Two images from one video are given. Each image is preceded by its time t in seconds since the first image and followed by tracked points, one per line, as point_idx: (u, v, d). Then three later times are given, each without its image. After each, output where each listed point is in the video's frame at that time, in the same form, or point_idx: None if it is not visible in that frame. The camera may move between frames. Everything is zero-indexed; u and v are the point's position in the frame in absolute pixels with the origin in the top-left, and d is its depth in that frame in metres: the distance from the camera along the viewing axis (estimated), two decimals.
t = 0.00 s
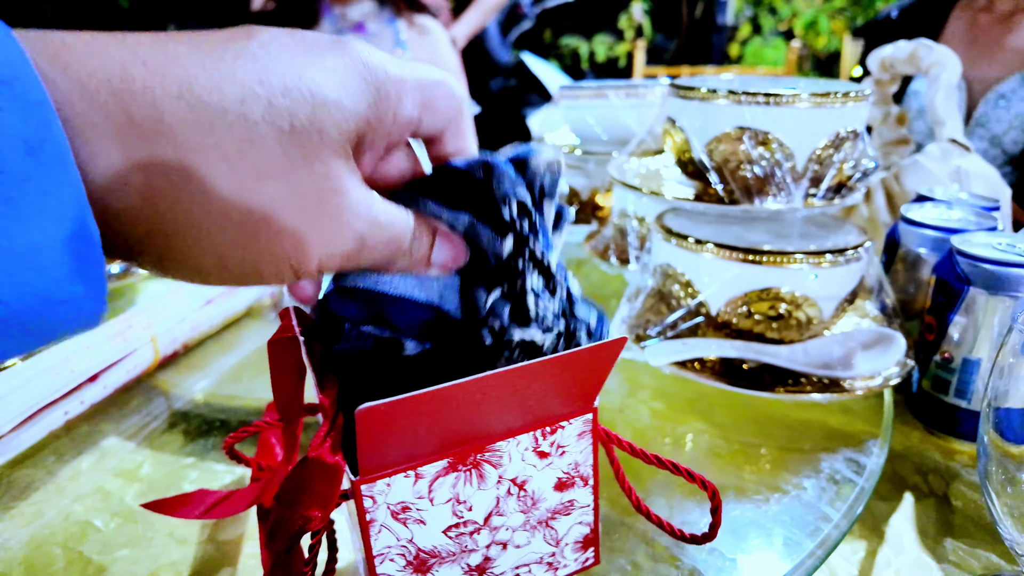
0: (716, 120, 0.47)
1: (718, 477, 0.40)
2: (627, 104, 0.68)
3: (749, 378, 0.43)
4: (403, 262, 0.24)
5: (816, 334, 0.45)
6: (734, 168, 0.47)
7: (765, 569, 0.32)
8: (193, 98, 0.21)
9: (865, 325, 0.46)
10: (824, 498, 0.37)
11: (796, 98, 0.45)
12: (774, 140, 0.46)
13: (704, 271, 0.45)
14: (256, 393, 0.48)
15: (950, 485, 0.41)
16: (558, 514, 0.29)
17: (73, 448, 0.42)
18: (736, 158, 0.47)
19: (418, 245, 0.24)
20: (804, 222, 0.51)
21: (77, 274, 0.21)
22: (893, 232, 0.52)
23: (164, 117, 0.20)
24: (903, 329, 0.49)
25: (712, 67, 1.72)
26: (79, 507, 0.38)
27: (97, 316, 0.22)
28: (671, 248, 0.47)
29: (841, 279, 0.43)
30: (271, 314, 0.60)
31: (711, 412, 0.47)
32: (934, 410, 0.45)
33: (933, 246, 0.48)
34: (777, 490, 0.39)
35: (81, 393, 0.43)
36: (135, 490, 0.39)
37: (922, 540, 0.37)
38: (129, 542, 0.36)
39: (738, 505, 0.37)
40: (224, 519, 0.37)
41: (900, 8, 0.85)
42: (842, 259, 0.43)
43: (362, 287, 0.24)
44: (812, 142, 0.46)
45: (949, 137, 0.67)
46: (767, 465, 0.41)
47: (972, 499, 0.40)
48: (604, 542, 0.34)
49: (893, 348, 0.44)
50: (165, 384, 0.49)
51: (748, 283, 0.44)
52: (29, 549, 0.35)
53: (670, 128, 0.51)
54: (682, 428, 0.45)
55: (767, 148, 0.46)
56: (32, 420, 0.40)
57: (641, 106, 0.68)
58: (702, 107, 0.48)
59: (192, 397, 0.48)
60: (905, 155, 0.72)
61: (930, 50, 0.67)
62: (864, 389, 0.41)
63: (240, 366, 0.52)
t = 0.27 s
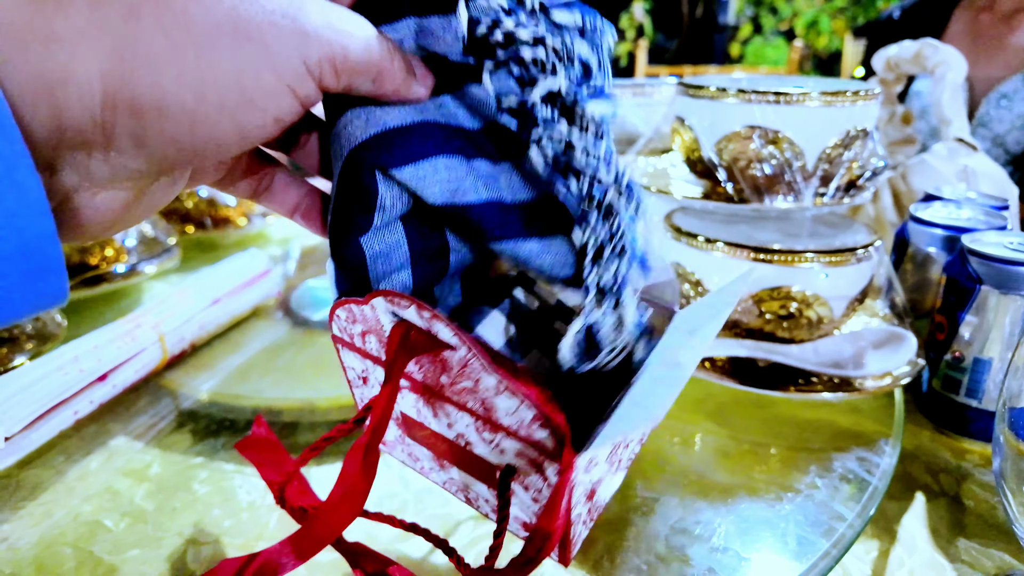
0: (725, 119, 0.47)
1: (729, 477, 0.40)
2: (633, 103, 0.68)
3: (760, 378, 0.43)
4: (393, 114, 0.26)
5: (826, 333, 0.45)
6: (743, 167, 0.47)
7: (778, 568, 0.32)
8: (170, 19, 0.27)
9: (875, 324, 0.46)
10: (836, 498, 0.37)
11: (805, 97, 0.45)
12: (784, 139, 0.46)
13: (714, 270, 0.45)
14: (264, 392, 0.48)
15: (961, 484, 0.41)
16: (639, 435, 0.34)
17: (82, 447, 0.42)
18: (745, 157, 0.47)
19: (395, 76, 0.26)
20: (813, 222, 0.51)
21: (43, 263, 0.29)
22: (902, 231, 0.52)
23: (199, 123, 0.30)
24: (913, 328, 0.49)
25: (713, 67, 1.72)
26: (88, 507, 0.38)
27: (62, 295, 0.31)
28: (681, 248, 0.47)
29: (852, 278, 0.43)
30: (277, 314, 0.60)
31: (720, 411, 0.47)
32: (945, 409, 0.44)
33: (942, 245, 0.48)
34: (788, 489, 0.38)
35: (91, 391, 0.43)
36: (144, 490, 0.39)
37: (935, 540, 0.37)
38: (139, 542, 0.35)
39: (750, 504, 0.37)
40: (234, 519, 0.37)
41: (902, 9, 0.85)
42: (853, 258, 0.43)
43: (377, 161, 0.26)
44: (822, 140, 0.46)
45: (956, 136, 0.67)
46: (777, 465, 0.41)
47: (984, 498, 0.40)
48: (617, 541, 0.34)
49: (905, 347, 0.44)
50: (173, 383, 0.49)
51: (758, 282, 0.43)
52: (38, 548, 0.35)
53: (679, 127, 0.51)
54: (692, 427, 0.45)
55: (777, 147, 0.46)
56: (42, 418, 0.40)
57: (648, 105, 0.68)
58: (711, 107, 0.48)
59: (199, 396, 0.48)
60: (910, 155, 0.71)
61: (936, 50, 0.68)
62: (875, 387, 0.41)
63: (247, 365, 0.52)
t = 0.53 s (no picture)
0: (727, 117, 0.47)
1: (730, 473, 0.40)
2: (634, 102, 0.68)
3: (760, 375, 0.43)
4: (359, 75, 0.29)
5: (826, 331, 0.45)
6: (744, 166, 0.47)
7: (779, 564, 0.32)
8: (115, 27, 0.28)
9: (874, 322, 0.47)
10: (837, 495, 0.37)
11: (806, 96, 0.45)
12: (784, 137, 0.46)
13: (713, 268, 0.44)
14: (266, 390, 0.48)
15: (961, 481, 0.41)
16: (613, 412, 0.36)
17: (85, 444, 0.43)
18: (746, 155, 0.47)
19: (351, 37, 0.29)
20: (813, 220, 0.51)
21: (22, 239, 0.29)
22: (902, 229, 0.52)
23: (178, 104, 0.30)
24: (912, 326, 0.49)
25: (713, 67, 1.72)
26: (92, 503, 0.38)
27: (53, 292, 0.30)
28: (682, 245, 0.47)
29: (852, 276, 0.44)
30: (280, 312, 0.60)
31: (722, 409, 0.47)
32: (944, 406, 0.45)
33: (941, 242, 0.48)
34: (789, 486, 0.39)
35: (94, 387, 0.43)
36: (147, 486, 0.39)
37: (935, 536, 0.37)
38: (143, 538, 0.36)
39: (750, 500, 0.37)
40: (237, 515, 0.37)
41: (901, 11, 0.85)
42: (852, 256, 0.43)
43: (358, 111, 0.28)
44: (822, 139, 0.46)
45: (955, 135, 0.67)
46: (777, 461, 0.41)
47: (984, 495, 0.40)
48: (618, 537, 0.34)
49: (904, 345, 0.44)
50: (175, 380, 0.49)
51: (758, 279, 0.43)
52: (43, 544, 0.35)
53: (679, 126, 0.51)
54: (692, 424, 0.45)
55: (777, 145, 0.46)
56: (46, 415, 0.40)
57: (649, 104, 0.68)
58: (712, 105, 0.48)
59: (201, 394, 0.48)
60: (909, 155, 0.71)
61: (937, 49, 0.68)
62: (874, 386, 0.41)
63: (249, 363, 0.52)
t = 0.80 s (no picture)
0: (728, 119, 0.47)
1: (731, 474, 0.40)
2: (636, 103, 0.68)
3: (761, 376, 0.43)
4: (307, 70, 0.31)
5: (827, 331, 0.45)
6: (745, 167, 0.48)
7: (781, 565, 0.32)
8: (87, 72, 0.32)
9: (876, 323, 0.47)
10: (838, 496, 0.37)
11: (806, 97, 0.45)
12: (785, 138, 0.46)
13: (715, 271, 0.44)
14: (268, 391, 0.48)
15: (962, 482, 0.41)
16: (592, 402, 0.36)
17: (87, 445, 0.43)
18: (747, 156, 0.47)
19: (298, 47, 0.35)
20: (815, 220, 0.51)
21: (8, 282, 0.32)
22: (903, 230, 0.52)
23: (147, 107, 0.34)
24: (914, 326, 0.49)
25: (713, 67, 1.72)
26: (95, 504, 0.38)
27: (36, 323, 0.34)
28: (684, 247, 0.47)
29: (854, 276, 0.44)
30: (281, 313, 0.60)
31: (724, 410, 0.47)
32: (945, 407, 0.45)
33: (943, 243, 0.48)
34: (790, 487, 0.39)
35: (96, 389, 0.43)
36: (149, 487, 0.39)
37: (936, 538, 0.37)
38: (145, 539, 0.36)
39: (752, 501, 0.37)
40: (240, 517, 0.37)
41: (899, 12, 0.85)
42: (853, 257, 0.43)
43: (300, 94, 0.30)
44: (824, 140, 0.46)
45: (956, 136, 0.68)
46: (778, 462, 0.41)
47: (985, 496, 0.40)
48: (620, 538, 0.34)
49: (906, 346, 0.44)
50: (177, 381, 0.49)
51: (760, 280, 0.43)
52: (45, 546, 0.35)
53: (680, 127, 0.51)
54: (694, 425, 0.45)
55: (778, 146, 0.46)
56: (47, 417, 0.40)
57: (651, 105, 0.68)
58: (713, 106, 0.48)
59: (203, 395, 0.48)
60: (911, 155, 0.71)
61: (937, 50, 0.68)
62: (875, 387, 0.41)
63: (250, 364, 0.52)
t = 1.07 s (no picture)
0: (731, 119, 0.47)
1: (735, 474, 0.40)
2: (638, 103, 0.68)
3: (765, 375, 0.43)
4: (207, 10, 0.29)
5: (831, 331, 0.45)
6: (749, 167, 0.48)
7: (786, 565, 0.32)
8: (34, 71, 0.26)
9: (879, 323, 0.47)
10: (843, 495, 0.37)
11: (810, 97, 0.44)
12: (789, 138, 0.46)
13: (720, 270, 0.45)
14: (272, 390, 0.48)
15: (966, 481, 0.41)
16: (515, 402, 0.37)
17: (92, 444, 0.43)
18: (751, 156, 0.47)
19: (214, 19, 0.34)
20: (818, 220, 0.51)
21: None
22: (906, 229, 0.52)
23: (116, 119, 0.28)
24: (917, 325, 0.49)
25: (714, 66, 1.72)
26: (100, 504, 0.38)
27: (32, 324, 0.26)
28: (686, 247, 0.47)
29: (857, 276, 0.44)
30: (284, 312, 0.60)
31: (727, 409, 0.47)
32: (948, 407, 0.45)
33: (945, 243, 0.48)
34: (794, 487, 0.39)
35: (100, 388, 0.43)
36: (154, 487, 0.39)
37: (940, 537, 0.37)
38: (150, 538, 0.36)
39: (756, 500, 0.37)
40: (244, 516, 0.37)
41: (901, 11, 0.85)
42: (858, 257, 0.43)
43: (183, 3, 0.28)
44: (827, 140, 0.46)
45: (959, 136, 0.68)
46: (782, 461, 0.41)
47: (989, 496, 0.40)
48: (624, 537, 0.34)
49: (909, 345, 0.44)
50: (181, 381, 0.49)
51: (763, 279, 0.44)
52: (50, 545, 0.35)
53: (684, 126, 0.52)
54: (697, 425, 0.45)
55: (782, 146, 0.46)
56: (53, 415, 0.40)
57: (653, 105, 0.68)
58: (716, 106, 0.47)
59: (207, 394, 0.48)
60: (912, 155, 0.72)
61: (939, 50, 0.68)
62: (878, 387, 0.41)
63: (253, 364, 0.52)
